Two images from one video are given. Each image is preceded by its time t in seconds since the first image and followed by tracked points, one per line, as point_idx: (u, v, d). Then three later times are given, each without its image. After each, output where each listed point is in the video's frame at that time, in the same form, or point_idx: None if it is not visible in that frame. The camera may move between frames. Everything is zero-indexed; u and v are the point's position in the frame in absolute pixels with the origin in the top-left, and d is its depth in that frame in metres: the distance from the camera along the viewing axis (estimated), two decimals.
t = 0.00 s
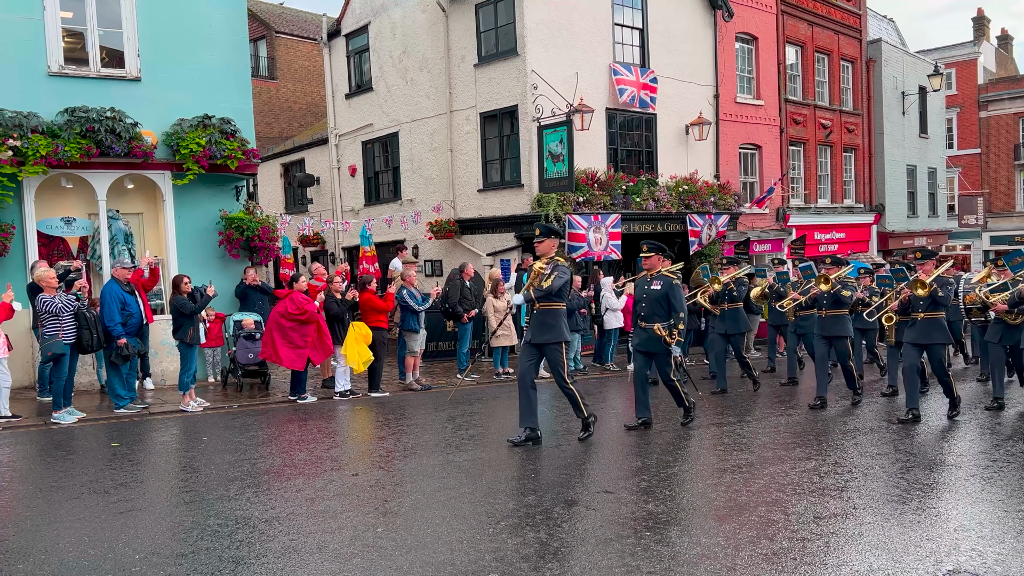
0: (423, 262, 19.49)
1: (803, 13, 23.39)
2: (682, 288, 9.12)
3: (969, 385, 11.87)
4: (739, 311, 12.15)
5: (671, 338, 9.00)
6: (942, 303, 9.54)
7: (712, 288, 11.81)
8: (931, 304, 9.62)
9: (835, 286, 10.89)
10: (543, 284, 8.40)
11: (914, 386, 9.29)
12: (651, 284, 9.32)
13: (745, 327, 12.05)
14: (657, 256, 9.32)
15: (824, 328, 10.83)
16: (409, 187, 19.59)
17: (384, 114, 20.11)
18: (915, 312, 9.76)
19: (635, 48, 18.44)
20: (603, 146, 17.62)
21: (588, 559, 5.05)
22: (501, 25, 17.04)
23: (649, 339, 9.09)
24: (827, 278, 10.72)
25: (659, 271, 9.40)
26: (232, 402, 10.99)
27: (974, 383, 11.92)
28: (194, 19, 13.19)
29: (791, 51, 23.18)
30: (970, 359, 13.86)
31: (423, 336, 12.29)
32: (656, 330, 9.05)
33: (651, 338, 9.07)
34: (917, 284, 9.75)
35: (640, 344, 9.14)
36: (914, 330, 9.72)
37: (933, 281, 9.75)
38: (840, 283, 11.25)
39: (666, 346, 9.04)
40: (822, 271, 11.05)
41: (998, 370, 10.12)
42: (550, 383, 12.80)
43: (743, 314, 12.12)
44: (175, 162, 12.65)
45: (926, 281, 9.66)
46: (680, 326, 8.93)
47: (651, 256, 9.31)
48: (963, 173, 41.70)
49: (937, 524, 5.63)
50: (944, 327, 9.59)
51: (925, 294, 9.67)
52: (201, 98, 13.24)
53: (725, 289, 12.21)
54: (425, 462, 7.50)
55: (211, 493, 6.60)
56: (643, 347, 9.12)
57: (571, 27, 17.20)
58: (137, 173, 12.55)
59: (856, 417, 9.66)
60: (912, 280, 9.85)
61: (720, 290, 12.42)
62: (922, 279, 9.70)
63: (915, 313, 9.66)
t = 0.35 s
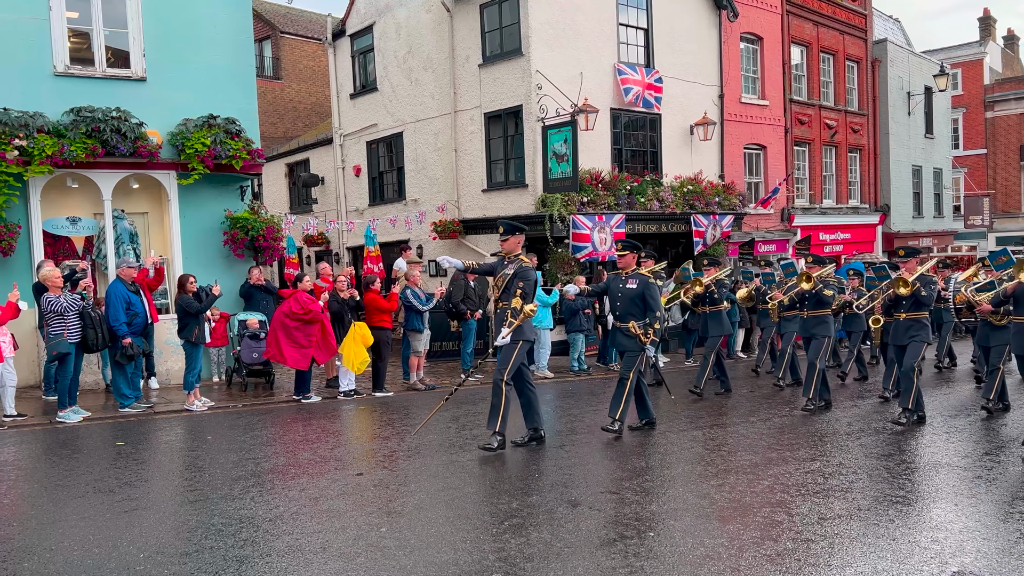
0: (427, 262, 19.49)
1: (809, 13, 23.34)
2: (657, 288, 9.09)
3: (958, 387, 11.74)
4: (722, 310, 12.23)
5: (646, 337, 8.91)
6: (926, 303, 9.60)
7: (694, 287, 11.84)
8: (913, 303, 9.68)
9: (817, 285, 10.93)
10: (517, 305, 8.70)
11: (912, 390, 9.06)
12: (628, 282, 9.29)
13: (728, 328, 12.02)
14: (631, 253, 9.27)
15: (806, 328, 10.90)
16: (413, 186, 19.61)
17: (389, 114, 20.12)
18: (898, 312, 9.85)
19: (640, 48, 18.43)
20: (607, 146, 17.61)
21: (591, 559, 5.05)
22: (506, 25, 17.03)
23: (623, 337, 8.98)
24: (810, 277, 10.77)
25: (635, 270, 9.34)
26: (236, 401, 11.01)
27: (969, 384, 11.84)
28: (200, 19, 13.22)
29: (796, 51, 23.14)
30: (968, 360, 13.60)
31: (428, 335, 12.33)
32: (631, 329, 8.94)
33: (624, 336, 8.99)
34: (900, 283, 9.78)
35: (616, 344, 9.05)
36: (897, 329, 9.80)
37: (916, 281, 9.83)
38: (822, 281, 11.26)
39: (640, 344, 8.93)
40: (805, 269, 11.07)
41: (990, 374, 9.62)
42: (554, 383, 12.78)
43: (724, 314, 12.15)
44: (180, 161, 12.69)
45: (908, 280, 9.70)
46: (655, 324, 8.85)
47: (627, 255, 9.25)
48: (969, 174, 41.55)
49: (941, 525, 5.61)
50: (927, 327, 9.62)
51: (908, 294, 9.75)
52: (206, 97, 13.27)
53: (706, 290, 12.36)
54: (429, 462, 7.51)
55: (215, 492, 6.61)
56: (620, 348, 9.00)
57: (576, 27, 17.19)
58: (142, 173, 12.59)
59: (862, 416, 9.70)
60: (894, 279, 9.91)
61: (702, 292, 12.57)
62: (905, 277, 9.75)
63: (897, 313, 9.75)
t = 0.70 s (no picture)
0: (433, 262, 19.52)
1: (816, 13, 23.27)
2: (634, 285, 8.55)
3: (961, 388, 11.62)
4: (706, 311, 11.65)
5: (623, 338, 8.40)
6: (915, 302, 9.07)
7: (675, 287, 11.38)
8: (902, 303, 9.12)
9: (801, 284, 10.59)
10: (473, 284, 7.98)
11: (907, 398, 8.73)
12: (603, 281, 8.72)
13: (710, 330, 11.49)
14: (609, 249, 8.63)
15: (791, 329, 10.44)
16: (420, 186, 19.62)
17: (396, 114, 20.14)
18: (885, 312, 9.27)
19: (646, 48, 18.41)
20: (614, 146, 17.60)
21: (597, 560, 5.04)
22: (513, 24, 17.04)
23: (600, 338, 8.52)
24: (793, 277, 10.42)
25: (612, 266, 8.77)
26: (243, 401, 11.03)
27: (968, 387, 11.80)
28: (207, 19, 13.24)
29: (804, 51, 23.08)
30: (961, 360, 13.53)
31: (433, 336, 12.34)
32: (606, 328, 8.46)
33: (599, 338, 8.50)
34: (887, 282, 9.30)
35: (590, 344, 8.58)
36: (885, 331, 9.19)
37: (904, 280, 9.33)
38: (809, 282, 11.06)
39: (617, 346, 8.45)
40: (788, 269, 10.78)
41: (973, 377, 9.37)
42: (560, 383, 12.78)
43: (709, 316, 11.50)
44: (187, 161, 12.72)
45: (896, 280, 9.29)
46: (631, 324, 8.34)
47: (603, 251, 8.64)
48: (978, 174, 41.36)
49: (949, 527, 5.59)
50: (917, 327, 9.05)
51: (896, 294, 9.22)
52: (213, 97, 13.29)
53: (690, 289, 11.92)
54: (435, 462, 7.51)
55: (222, 491, 6.63)
56: (594, 347, 8.55)
57: (583, 26, 17.17)
58: (150, 173, 12.63)
59: (871, 416, 9.73)
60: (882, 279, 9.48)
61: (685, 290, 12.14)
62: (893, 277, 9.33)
63: (886, 312, 9.16)
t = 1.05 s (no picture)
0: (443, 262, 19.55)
1: (829, 12, 23.15)
2: (608, 289, 8.32)
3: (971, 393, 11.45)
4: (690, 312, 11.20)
5: (598, 345, 8.17)
6: (903, 305, 8.58)
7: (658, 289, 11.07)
8: (890, 307, 8.63)
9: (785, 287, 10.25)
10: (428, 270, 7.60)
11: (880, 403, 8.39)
12: (576, 285, 8.46)
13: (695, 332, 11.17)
14: (582, 252, 8.36)
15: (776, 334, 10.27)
16: (430, 186, 19.64)
17: (406, 114, 20.17)
18: (873, 316, 8.80)
19: (658, 48, 18.36)
20: (625, 145, 17.57)
21: (607, 560, 5.03)
22: (524, 24, 17.03)
23: (575, 345, 8.25)
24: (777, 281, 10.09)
25: (585, 270, 8.52)
26: (254, 399, 11.08)
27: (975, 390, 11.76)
28: (220, 19, 13.30)
29: (816, 50, 22.97)
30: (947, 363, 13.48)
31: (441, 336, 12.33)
32: (579, 335, 8.22)
33: (572, 345, 8.23)
34: (874, 284, 8.80)
35: (564, 351, 8.27)
36: (873, 337, 8.68)
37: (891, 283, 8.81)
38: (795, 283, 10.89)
39: (592, 353, 8.21)
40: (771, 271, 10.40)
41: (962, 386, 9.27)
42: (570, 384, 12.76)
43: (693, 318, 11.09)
44: (199, 161, 12.78)
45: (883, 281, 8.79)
46: (607, 331, 8.09)
47: (576, 254, 8.36)
48: (991, 174, 41.07)
49: (962, 529, 5.55)
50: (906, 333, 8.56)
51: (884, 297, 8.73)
52: (226, 98, 13.35)
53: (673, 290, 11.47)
54: (445, 462, 7.52)
55: (233, 489, 6.65)
56: (569, 355, 8.26)
57: (594, 26, 17.15)
58: (163, 173, 12.70)
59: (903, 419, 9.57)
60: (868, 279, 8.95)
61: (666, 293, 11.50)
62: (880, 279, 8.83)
63: (875, 318, 8.68)
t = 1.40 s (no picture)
0: (458, 261, 19.56)
1: (847, 10, 22.97)
2: (586, 285, 8.25)
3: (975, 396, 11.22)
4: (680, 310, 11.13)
5: (574, 342, 8.04)
6: (896, 303, 8.55)
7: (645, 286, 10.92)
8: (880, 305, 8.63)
9: (771, 285, 10.26)
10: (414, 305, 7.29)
11: (879, 405, 8.13)
12: (554, 280, 8.35)
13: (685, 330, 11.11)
14: (560, 248, 8.29)
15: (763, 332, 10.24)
16: (446, 185, 19.67)
17: (422, 113, 20.20)
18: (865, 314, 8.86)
19: (674, 46, 18.29)
20: (640, 144, 17.51)
21: (621, 560, 5.02)
22: (539, 23, 17.02)
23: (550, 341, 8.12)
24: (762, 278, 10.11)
25: (564, 265, 8.42)
26: (270, 397, 11.14)
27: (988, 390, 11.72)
28: (237, 19, 13.37)
29: (834, 48, 22.81)
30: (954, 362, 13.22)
31: (459, 334, 12.31)
32: (556, 331, 8.11)
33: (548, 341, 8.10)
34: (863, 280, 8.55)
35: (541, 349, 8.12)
36: (863, 335, 8.79)
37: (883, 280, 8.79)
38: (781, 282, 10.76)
39: (567, 350, 8.08)
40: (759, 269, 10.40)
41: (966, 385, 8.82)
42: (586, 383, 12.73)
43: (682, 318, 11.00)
44: (217, 160, 12.86)
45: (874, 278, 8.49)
46: (584, 327, 7.98)
47: (554, 249, 8.28)
48: (1013, 173, 40.57)
49: (981, 532, 5.49)
50: (896, 330, 8.61)
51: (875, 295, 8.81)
52: (243, 97, 13.42)
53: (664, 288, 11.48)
54: (459, 460, 7.54)
55: (249, 486, 6.69)
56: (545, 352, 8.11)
57: (610, 24, 17.11)
58: (181, 172, 12.80)
59: (937, 421, 9.48)
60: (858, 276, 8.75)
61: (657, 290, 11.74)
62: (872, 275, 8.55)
63: (862, 316, 8.73)
